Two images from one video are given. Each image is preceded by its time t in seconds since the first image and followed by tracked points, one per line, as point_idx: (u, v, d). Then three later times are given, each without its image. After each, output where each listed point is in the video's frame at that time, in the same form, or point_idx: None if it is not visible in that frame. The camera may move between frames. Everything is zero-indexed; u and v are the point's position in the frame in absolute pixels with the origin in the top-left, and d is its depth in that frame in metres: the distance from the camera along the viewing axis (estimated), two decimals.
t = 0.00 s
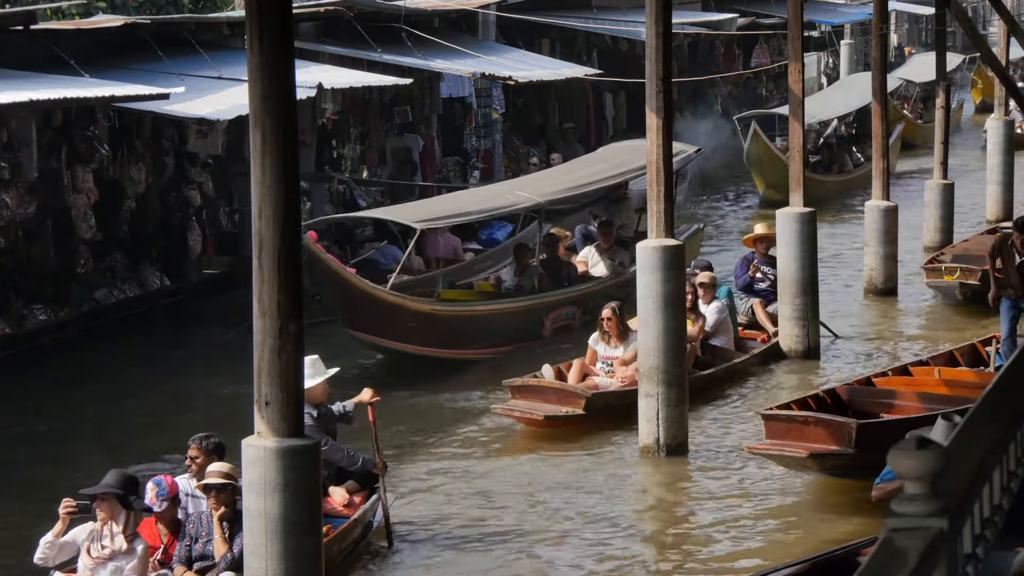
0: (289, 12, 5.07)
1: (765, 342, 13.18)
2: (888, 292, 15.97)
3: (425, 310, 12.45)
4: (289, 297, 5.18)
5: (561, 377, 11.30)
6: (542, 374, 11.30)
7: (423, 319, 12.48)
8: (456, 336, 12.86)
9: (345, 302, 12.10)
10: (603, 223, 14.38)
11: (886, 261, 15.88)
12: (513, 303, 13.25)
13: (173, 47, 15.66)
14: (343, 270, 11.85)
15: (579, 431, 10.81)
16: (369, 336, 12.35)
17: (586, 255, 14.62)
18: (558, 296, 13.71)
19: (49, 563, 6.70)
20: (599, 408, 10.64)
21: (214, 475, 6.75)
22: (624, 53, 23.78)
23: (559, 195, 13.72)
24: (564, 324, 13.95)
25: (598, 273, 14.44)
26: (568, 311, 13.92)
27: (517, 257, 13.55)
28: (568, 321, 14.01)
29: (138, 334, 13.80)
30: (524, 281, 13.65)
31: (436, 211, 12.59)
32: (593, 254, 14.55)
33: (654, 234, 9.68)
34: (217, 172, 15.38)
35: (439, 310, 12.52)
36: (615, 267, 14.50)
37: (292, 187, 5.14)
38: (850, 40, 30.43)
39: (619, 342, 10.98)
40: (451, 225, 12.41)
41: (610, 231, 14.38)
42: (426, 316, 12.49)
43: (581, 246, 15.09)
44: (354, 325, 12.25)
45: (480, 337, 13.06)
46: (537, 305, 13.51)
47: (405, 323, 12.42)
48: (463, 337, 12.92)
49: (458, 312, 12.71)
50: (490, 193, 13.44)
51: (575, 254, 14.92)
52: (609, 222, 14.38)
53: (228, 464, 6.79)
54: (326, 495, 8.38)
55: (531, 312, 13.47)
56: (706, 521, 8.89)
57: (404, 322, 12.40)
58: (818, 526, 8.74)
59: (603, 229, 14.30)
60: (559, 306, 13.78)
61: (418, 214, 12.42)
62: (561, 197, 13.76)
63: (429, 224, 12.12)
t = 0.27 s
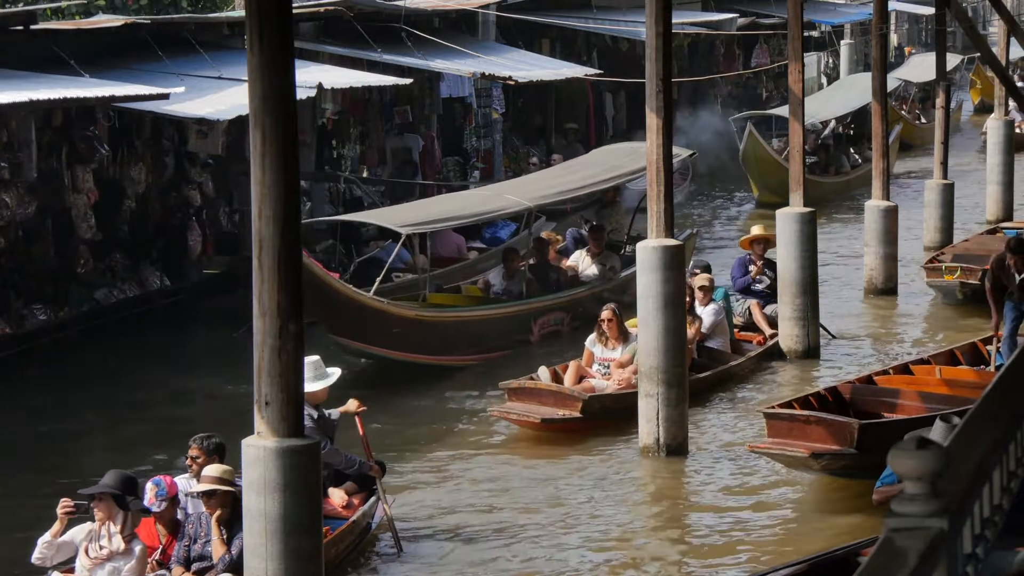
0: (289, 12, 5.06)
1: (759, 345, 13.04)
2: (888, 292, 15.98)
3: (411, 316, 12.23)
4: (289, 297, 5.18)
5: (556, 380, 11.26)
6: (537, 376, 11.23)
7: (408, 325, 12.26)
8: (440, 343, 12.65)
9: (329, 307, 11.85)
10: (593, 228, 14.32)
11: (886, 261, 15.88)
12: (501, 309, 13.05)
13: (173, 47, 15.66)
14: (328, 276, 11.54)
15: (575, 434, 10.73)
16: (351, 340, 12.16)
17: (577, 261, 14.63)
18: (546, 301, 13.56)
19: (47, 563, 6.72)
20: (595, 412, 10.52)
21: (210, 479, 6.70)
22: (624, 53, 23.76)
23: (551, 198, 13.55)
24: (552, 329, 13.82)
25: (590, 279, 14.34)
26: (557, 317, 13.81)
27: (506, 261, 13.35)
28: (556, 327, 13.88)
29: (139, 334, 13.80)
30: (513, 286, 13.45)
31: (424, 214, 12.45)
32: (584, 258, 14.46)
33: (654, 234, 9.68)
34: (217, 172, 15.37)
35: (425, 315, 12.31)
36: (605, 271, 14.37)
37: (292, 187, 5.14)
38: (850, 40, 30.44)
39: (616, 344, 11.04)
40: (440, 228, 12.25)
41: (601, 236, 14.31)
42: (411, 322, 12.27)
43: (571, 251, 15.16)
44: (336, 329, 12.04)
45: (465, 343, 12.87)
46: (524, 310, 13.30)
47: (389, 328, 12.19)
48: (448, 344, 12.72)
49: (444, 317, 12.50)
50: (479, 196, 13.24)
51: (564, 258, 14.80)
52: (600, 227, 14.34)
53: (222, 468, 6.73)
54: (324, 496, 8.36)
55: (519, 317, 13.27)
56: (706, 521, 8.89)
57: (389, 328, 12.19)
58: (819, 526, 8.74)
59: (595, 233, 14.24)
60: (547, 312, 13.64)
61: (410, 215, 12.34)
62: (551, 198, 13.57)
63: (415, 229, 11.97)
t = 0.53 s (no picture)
0: (289, 12, 5.07)
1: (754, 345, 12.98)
2: (888, 291, 15.98)
3: (393, 326, 11.96)
4: (289, 297, 5.18)
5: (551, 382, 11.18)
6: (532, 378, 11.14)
7: (390, 335, 11.99)
8: (421, 352, 12.40)
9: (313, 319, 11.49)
10: (581, 232, 14.36)
11: (886, 261, 15.89)
12: (483, 317, 12.83)
13: (173, 47, 15.65)
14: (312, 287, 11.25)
15: (573, 437, 10.67)
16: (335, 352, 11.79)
17: (563, 266, 14.48)
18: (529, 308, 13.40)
19: (44, 564, 6.79)
20: (592, 413, 10.49)
21: (199, 486, 6.72)
22: (624, 53, 23.75)
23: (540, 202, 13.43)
24: (534, 335, 13.68)
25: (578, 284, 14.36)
26: (539, 323, 13.68)
27: (491, 266, 13.43)
28: (539, 334, 13.74)
29: (139, 334, 13.81)
30: (499, 291, 13.53)
31: (413, 219, 12.28)
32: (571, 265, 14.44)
33: (654, 234, 9.68)
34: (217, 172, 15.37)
35: (405, 323, 12.00)
36: (592, 276, 14.46)
37: (292, 187, 5.14)
38: (850, 40, 30.44)
39: (613, 347, 10.94)
40: (421, 234, 12.06)
41: (589, 241, 14.37)
42: (393, 331, 11.99)
43: (558, 255, 14.98)
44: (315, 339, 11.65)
45: (446, 353, 12.62)
46: (505, 316, 13.11)
47: (369, 336, 11.86)
48: (429, 353, 12.48)
49: (426, 326, 12.23)
50: (465, 201, 13.08)
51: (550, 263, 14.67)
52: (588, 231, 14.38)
53: (214, 472, 6.73)
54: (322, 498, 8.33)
55: (500, 324, 13.09)
56: (706, 521, 8.90)
57: (370, 339, 11.90)
58: (820, 525, 8.75)
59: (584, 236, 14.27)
60: (532, 318, 13.57)
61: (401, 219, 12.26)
62: (540, 202, 13.44)
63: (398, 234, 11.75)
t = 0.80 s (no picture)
0: (289, 12, 5.07)
1: (749, 347, 12.78)
2: (888, 292, 15.99)
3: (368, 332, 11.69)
4: (289, 297, 5.18)
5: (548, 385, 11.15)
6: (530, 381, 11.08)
7: (365, 342, 11.71)
8: (396, 360, 12.11)
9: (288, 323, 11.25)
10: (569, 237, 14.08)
11: (886, 261, 15.88)
12: (462, 323, 12.51)
13: (173, 47, 15.65)
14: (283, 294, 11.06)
15: (573, 441, 10.58)
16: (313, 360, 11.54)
17: (549, 272, 14.18)
18: (511, 315, 13.06)
19: (42, 565, 6.78)
20: (592, 415, 10.40)
21: (197, 487, 6.74)
22: (624, 53, 23.74)
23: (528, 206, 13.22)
24: (519, 341, 13.36)
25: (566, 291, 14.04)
26: (523, 329, 13.34)
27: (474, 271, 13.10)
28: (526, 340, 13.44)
29: (139, 335, 13.80)
30: (482, 298, 13.15)
31: (395, 224, 12.09)
32: (558, 269, 14.16)
33: (654, 234, 9.69)
34: (217, 172, 15.38)
35: (383, 331, 11.76)
36: (579, 282, 14.14)
37: (292, 187, 5.14)
38: (850, 40, 30.45)
39: (608, 349, 10.96)
40: (399, 240, 11.84)
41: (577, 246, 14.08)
42: (371, 339, 11.77)
43: (546, 260, 14.65)
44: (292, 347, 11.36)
45: (422, 362, 12.32)
46: (487, 323, 12.77)
47: (346, 345, 11.63)
48: (405, 362, 12.18)
49: (401, 334, 11.94)
50: (447, 205, 12.85)
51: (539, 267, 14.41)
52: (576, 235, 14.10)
53: (210, 473, 6.75)
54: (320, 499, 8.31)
55: (481, 331, 12.75)
56: (707, 521, 8.90)
57: (343, 347, 11.63)
58: (820, 526, 8.75)
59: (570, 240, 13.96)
60: (517, 324, 13.22)
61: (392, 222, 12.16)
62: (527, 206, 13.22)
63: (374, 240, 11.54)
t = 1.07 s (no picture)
0: (289, 12, 5.07)
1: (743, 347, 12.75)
2: (888, 292, 15.99)
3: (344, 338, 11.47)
4: (289, 297, 5.18)
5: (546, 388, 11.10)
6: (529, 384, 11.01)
7: (342, 347, 11.49)
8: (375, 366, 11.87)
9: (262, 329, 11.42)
10: (556, 240, 13.84)
11: (886, 261, 15.89)
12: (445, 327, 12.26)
13: (173, 47, 15.65)
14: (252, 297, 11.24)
15: (574, 444, 10.54)
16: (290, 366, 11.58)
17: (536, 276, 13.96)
18: (496, 318, 12.82)
19: (39, 565, 6.81)
20: (593, 417, 10.35)
21: (194, 487, 6.65)
22: (624, 53, 23.73)
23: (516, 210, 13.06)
24: (504, 347, 13.12)
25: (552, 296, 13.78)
26: (508, 334, 13.10)
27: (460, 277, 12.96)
28: (511, 346, 13.22)
29: (139, 335, 13.81)
30: (466, 302, 12.98)
31: (378, 228, 11.96)
32: (544, 274, 13.97)
33: (654, 234, 9.68)
34: (217, 172, 15.38)
35: (361, 336, 11.52)
36: (566, 286, 13.92)
37: (292, 187, 5.14)
38: (850, 40, 30.45)
39: (605, 351, 10.95)
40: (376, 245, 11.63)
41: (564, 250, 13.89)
42: (349, 345, 11.52)
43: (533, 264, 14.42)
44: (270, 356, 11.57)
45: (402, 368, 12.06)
46: (471, 328, 12.51)
47: (323, 350, 11.40)
48: (385, 368, 11.93)
49: (380, 339, 11.71)
50: (429, 209, 12.64)
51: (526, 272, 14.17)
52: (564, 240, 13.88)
53: (207, 474, 6.66)
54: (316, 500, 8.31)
55: (465, 336, 12.49)
56: (707, 521, 8.91)
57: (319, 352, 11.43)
58: (821, 526, 8.76)
59: (557, 244, 13.75)
60: (502, 329, 12.97)
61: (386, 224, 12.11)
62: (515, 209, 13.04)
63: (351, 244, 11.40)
